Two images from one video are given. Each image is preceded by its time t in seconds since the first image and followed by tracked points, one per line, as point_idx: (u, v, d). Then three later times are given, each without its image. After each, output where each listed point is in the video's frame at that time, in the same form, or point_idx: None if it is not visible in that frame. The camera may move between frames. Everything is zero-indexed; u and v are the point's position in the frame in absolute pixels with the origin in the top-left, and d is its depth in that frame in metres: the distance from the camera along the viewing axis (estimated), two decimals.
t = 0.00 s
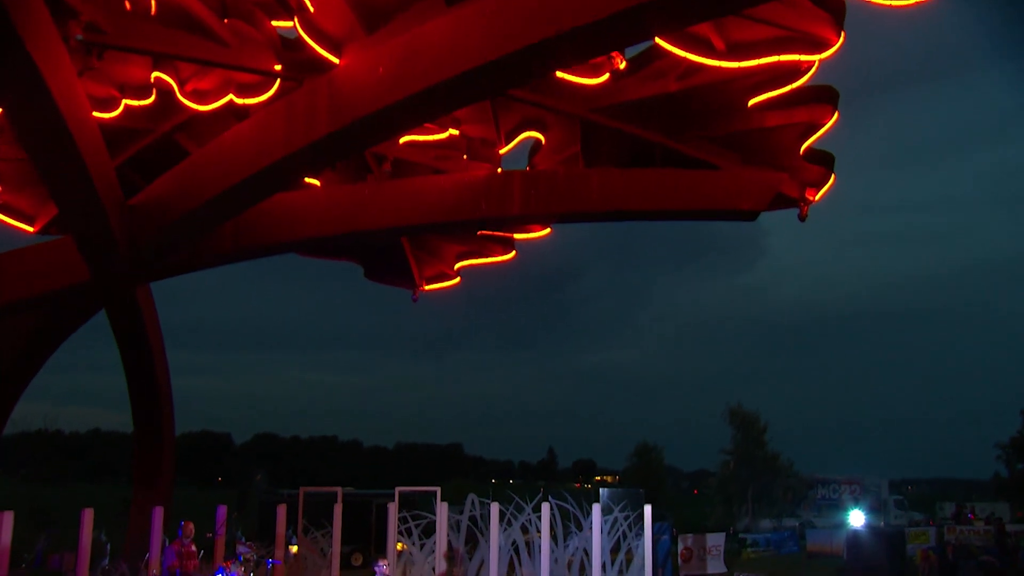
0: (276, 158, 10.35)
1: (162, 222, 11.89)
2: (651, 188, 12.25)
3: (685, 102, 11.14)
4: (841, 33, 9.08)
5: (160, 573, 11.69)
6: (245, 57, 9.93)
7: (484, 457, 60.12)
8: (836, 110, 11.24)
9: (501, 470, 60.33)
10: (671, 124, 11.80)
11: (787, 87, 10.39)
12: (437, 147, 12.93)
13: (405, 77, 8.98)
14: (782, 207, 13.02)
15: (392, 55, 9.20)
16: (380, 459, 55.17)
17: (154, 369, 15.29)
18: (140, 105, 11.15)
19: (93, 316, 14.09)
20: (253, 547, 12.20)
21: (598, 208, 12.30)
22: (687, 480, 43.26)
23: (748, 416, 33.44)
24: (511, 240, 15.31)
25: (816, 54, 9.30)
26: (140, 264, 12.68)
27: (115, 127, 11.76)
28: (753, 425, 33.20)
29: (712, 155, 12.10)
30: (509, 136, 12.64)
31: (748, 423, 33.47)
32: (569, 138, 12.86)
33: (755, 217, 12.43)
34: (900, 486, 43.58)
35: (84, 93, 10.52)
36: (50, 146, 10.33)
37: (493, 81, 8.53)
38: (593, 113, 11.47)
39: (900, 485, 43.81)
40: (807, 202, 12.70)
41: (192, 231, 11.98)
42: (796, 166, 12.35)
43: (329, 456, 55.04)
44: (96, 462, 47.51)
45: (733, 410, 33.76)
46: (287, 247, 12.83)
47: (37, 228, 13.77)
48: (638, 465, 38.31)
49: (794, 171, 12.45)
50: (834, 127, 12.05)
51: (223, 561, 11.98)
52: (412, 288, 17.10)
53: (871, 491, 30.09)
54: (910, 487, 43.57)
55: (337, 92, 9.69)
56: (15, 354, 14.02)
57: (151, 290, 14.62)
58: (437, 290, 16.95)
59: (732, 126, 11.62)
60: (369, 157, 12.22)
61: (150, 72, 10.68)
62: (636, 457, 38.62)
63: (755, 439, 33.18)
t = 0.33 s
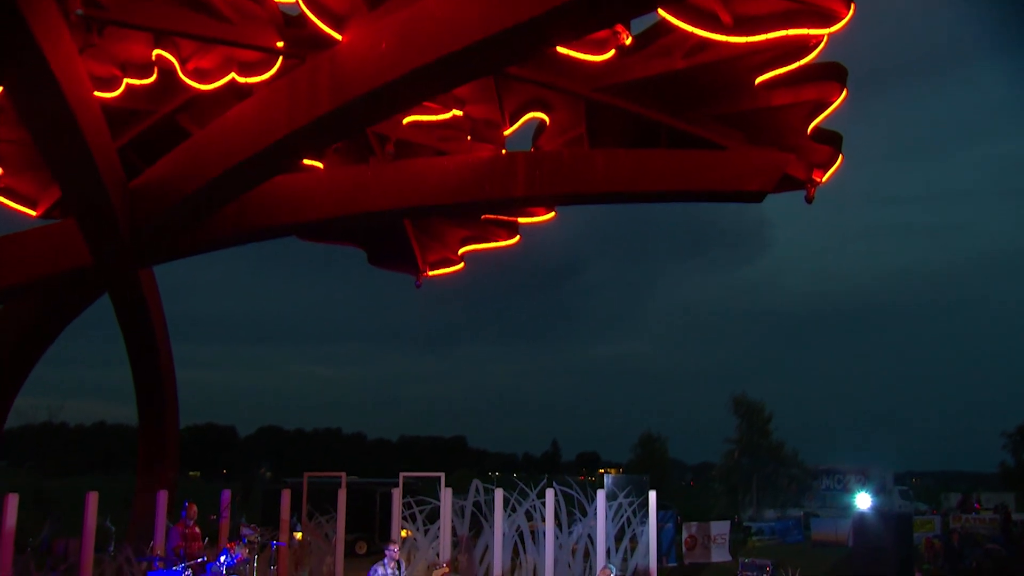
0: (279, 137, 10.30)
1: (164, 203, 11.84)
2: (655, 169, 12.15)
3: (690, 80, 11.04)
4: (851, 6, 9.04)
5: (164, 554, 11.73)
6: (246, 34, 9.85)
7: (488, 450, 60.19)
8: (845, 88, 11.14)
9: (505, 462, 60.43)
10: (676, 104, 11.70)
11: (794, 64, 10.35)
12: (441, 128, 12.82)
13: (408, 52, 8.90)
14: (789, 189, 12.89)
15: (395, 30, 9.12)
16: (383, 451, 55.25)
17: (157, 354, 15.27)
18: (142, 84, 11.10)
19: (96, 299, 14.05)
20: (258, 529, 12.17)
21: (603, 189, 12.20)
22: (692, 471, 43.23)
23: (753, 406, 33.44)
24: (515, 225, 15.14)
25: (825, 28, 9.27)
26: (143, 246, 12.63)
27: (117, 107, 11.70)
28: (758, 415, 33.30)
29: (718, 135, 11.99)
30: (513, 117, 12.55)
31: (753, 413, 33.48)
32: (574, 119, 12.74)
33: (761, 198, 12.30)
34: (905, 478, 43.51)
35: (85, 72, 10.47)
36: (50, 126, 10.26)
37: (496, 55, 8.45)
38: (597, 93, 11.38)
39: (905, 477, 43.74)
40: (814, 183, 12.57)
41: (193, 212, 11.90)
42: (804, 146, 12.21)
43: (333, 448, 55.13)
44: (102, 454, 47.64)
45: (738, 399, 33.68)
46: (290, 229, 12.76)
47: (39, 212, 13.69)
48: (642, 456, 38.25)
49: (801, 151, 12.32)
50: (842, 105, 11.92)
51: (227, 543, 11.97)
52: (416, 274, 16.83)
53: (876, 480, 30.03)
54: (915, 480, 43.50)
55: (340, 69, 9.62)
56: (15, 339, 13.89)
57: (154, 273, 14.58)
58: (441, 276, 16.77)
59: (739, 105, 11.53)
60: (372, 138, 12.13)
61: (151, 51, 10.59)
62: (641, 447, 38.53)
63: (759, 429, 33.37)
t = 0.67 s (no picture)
0: (282, 116, 10.25)
1: (167, 186, 11.77)
2: (662, 151, 12.04)
3: (698, 60, 10.97)
4: None
5: (169, 536, 11.93)
6: (251, 13, 9.86)
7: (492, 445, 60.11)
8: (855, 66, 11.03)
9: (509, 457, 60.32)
10: (683, 85, 11.60)
11: (804, 43, 10.35)
12: (445, 110, 12.72)
13: (411, 28, 8.82)
14: (797, 172, 12.77)
15: (398, 6, 9.04)
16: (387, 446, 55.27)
17: (162, 339, 15.27)
18: (144, 65, 11.05)
19: (100, 284, 13.99)
20: (264, 513, 12.21)
21: (609, 171, 12.09)
22: (697, 465, 43.10)
23: (759, 397, 33.28)
24: (521, 212, 14.89)
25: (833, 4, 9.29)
26: (146, 230, 12.57)
27: (121, 90, 11.66)
28: (764, 407, 33.13)
29: (725, 116, 11.86)
30: (519, 100, 12.46)
31: (759, 404, 33.32)
32: (580, 102, 12.64)
33: (769, 180, 12.17)
34: (910, 473, 43.34)
35: (87, 52, 10.42)
36: (53, 107, 10.22)
37: (502, 29, 8.37)
38: (604, 73, 11.30)
39: (910, 472, 43.55)
40: (822, 165, 12.43)
41: (197, 195, 11.85)
42: (812, 127, 12.07)
43: (338, 442, 55.18)
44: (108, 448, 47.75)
45: (744, 391, 33.56)
46: (292, 214, 12.68)
47: (43, 198, 13.66)
48: (646, 449, 38.12)
49: (809, 134, 12.17)
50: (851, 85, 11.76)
51: (232, 526, 12.02)
52: (420, 261, 16.60)
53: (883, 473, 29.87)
54: (921, 475, 43.31)
55: (344, 47, 9.55)
56: (20, 323, 13.88)
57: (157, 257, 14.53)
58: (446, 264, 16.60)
59: (747, 86, 11.42)
60: (376, 120, 12.04)
61: (153, 30, 10.53)
62: (646, 439, 38.44)
63: (765, 420, 33.21)
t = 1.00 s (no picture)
0: (286, 97, 10.17)
1: (170, 170, 11.67)
2: (669, 134, 11.92)
3: (707, 39, 10.91)
4: None
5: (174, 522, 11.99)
6: None
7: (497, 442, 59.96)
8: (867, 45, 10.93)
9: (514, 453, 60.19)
10: (691, 67, 11.54)
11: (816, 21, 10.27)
12: (450, 94, 12.61)
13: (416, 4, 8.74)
14: (807, 156, 12.61)
15: None
16: (392, 442, 55.22)
17: (167, 329, 15.21)
18: (146, 47, 10.96)
19: (104, 272, 13.91)
20: (270, 499, 12.19)
21: (616, 155, 11.96)
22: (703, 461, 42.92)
23: (767, 390, 33.09)
24: (527, 199, 14.76)
25: None
26: (150, 216, 12.47)
27: (123, 74, 11.58)
28: (772, 400, 33.04)
29: (733, 99, 11.74)
30: (525, 83, 12.36)
31: (766, 397, 33.14)
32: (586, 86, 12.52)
33: (778, 164, 12.02)
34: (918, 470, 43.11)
35: (90, 34, 10.35)
36: (56, 89, 10.14)
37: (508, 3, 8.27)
38: (611, 54, 11.24)
39: (918, 468, 43.32)
40: (832, 150, 12.27)
41: (200, 180, 11.76)
42: (822, 110, 11.91)
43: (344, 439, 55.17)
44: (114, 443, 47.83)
45: (751, 384, 33.38)
46: (296, 200, 12.58)
47: (47, 184, 13.39)
48: (653, 443, 37.94)
49: (820, 116, 12.01)
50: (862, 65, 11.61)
51: (237, 512, 12.02)
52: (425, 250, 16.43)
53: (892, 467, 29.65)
54: (929, 472, 43.06)
55: (348, 26, 9.46)
56: (22, 310, 13.80)
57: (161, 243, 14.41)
58: (450, 253, 16.34)
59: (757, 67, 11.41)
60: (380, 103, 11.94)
61: (156, 11, 10.46)
62: (652, 434, 38.22)
63: (774, 413, 33.17)
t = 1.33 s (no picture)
0: (291, 79, 10.07)
1: (174, 156, 11.55)
2: (678, 118, 11.78)
3: (717, 19, 10.79)
4: None
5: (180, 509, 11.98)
6: None
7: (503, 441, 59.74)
8: (880, 25, 10.76)
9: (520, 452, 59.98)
10: (700, 49, 11.43)
11: None
12: (457, 78, 12.48)
13: None
14: (818, 141, 12.46)
15: None
16: (397, 440, 55.14)
17: (171, 320, 15.16)
18: (150, 31, 10.86)
19: (107, 261, 13.80)
20: (276, 488, 12.15)
21: (624, 139, 11.82)
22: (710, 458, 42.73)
23: (775, 384, 32.96)
24: (535, 187, 14.47)
25: None
26: (154, 203, 12.36)
27: (127, 59, 11.48)
28: (780, 393, 32.87)
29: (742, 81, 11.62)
30: (533, 67, 12.24)
31: (775, 391, 33.02)
32: (595, 70, 12.40)
33: (788, 148, 11.88)
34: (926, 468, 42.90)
35: (93, 17, 10.25)
36: (59, 73, 10.05)
37: None
38: (618, 37, 11.12)
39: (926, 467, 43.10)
40: (844, 134, 12.13)
41: (204, 165, 11.65)
42: (834, 93, 11.76)
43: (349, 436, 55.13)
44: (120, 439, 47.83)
45: (760, 378, 33.26)
46: (302, 187, 12.47)
47: (50, 172, 13.30)
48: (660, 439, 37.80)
49: (832, 100, 11.84)
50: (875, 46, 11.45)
51: (243, 499, 12.02)
52: (431, 240, 16.28)
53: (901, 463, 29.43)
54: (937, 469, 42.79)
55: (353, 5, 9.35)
56: (26, 299, 13.72)
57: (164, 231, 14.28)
58: (457, 243, 16.19)
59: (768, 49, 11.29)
60: (385, 87, 11.85)
61: None
62: (659, 430, 38.05)
63: (782, 407, 32.95)
